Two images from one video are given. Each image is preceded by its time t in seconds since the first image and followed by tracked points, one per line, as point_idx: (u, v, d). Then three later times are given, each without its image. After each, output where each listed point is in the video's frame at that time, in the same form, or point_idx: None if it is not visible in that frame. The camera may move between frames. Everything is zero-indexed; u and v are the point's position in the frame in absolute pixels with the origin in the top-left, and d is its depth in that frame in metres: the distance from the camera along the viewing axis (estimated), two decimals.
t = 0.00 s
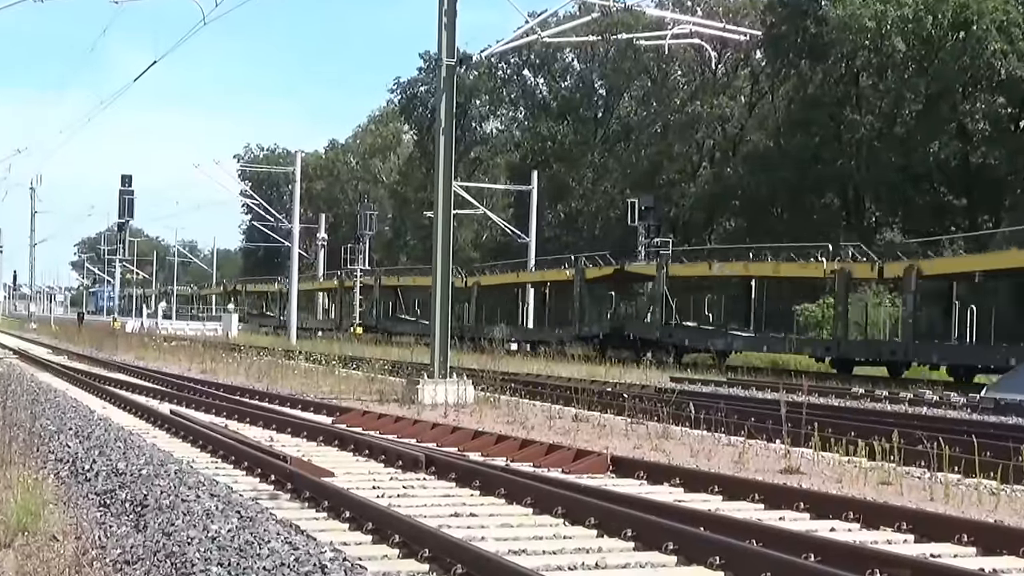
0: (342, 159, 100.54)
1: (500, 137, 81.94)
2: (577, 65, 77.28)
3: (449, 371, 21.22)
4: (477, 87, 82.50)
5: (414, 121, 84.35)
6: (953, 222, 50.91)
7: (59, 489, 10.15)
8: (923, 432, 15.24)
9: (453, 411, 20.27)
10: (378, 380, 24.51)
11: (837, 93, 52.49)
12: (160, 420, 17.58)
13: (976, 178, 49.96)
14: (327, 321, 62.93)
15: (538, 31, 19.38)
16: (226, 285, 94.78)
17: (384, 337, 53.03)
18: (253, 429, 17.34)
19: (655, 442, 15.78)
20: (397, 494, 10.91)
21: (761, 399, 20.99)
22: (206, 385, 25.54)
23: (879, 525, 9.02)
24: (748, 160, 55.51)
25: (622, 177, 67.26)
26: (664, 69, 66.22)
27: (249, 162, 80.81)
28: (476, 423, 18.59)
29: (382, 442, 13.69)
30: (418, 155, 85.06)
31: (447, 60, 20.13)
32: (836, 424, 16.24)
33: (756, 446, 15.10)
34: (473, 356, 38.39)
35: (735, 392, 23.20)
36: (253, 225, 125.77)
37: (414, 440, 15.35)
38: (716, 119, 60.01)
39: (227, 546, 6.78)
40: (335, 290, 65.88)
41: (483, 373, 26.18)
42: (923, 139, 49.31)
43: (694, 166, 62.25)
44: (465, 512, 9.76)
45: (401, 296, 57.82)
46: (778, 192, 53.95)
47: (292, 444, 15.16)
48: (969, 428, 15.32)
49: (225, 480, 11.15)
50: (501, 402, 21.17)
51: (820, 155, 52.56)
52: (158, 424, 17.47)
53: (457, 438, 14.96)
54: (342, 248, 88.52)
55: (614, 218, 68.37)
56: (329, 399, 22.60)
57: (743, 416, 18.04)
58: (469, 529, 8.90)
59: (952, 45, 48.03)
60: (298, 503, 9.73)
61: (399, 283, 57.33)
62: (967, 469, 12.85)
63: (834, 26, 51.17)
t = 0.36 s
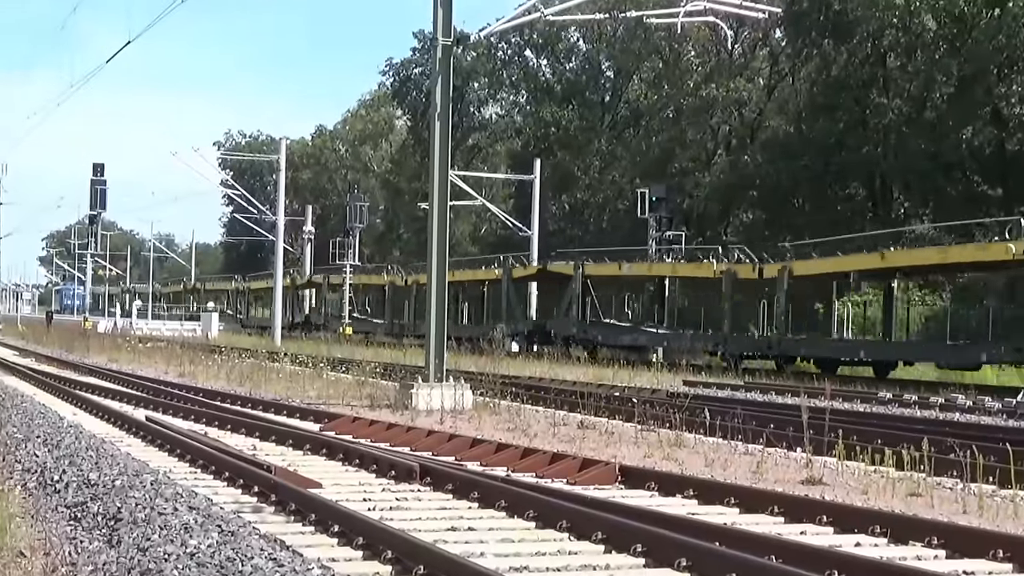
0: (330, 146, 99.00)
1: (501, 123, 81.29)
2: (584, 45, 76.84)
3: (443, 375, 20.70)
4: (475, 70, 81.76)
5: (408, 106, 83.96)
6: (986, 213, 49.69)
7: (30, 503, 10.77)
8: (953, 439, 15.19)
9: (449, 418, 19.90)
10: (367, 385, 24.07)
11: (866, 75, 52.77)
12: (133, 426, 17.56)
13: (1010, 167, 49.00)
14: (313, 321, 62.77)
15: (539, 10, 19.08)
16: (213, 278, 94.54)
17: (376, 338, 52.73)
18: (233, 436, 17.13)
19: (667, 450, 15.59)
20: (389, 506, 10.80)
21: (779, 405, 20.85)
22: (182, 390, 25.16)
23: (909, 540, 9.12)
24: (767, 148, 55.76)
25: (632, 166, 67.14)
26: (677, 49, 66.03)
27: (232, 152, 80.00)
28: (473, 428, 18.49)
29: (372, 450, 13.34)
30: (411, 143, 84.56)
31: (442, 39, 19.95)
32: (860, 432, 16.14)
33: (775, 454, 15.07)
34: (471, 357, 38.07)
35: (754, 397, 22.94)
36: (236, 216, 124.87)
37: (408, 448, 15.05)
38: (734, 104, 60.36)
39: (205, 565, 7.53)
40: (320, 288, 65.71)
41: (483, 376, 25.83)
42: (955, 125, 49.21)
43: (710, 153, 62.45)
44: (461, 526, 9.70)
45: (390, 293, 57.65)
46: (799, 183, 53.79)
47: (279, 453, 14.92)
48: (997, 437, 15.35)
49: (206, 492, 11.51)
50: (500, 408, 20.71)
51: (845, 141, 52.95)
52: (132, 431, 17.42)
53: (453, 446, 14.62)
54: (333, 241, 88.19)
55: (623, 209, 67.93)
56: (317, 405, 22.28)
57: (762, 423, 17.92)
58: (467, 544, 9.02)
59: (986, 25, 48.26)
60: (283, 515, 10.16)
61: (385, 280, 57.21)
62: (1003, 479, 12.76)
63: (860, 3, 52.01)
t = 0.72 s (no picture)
0: (319, 131, 99.23)
1: (501, 106, 79.65)
2: (589, 24, 75.29)
3: (438, 376, 20.38)
4: (473, 50, 80.38)
5: (405, 89, 83.26)
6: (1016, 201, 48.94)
7: (6, 508, 10.68)
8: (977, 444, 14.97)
9: (445, 419, 19.65)
10: (357, 385, 23.80)
11: (893, 56, 52.44)
12: (113, 429, 17.31)
13: None
14: (305, 316, 62.44)
15: None
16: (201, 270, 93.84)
17: (368, 334, 52.45)
18: (217, 438, 16.89)
19: (676, 454, 15.33)
20: (383, 512, 10.53)
21: (793, 405, 20.66)
22: (164, 390, 24.82)
23: (933, 549, 8.99)
24: (784, 134, 57.25)
25: (639, 157, 66.95)
26: (687, 31, 65.78)
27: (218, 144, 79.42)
28: (473, 429, 18.27)
29: (364, 454, 13.09)
30: (408, 129, 84.23)
31: (438, 19, 19.73)
32: (879, 434, 15.89)
33: (793, 458, 14.89)
34: (467, 356, 37.65)
35: (768, 398, 22.67)
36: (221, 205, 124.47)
37: (403, 451, 14.79)
38: (748, 85, 59.83)
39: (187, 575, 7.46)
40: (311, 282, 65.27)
41: (480, 376, 25.50)
42: (983, 109, 48.72)
43: (721, 139, 62.58)
44: (459, 534, 9.42)
45: (384, 287, 57.29)
46: (817, 172, 54.44)
47: (267, 456, 14.67)
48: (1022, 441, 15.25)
49: (191, 497, 11.28)
50: (499, 409, 20.48)
51: (865, 127, 52.87)
52: (111, 434, 17.19)
53: (451, 449, 14.36)
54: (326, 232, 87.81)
55: (630, 198, 67.31)
56: (307, 406, 22.02)
57: (777, 424, 17.72)
58: (465, 552, 8.76)
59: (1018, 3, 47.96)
60: (271, 521, 9.98)
61: (379, 273, 56.89)
62: None
63: None
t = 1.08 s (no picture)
0: (319, 130, 99.25)
1: (502, 106, 79.75)
2: (589, 23, 75.30)
3: (438, 375, 20.37)
4: (473, 49, 80.30)
5: (405, 89, 83.21)
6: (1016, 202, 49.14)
7: (5, 507, 10.67)
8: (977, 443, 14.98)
9: (446, 419, 19.64)
10: (357, 385, 23.81)
11: (891, 56, 52.37)
12: (113, 428, 17.28)
13: None
14: (305, 315, 62.46)
15: None
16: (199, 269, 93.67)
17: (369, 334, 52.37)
18: (217, 437, 16.88)
19: (676, 454, 15.32)
20: (382, 512, 10.52)
21: (793, 405, 20.67)
22: (165, 389, 24.78)
23: (933, 549, 8.98)
24: (784, 134, 57.18)
25: (639, 156, 66.95)
26: (687, 31, 65.71)
27: (217, 142, 79.28)
28: (473, 429, 18.26)
29: (364, 453, 13.08)
30: (408, 128, 84.28)
31: (439, 18, 19.72)
32: (879, 434, 15.88)
33: (792, 458, 14.88)
34: (467, 356, 37.52)
35: (768, 398, 22.66)
36: (221, 204, 124.42)
37: (403, 451, 14.78)
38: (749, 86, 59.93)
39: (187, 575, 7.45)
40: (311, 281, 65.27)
41: (480, 376, 25.45)
42: (983, 110, 48.76)
43: (721, 138, 62.65)
44: (458, 533, 9.43)
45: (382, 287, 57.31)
46: (817, 172, 54.42)
47: (266, 455, 14.66)
48: (1022, 441, 15.25)
49: (190, 496, 11.27)
50: (499, 409, 20.45)
51: (866, 127, 52.97)
52: (110, 433, 17.18)
53: (451, 448, 14.36)
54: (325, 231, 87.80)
55: (630, 198, 67.08)
56: (307, 405, 22.01)
57: (775, 423, 17.70)
58: (465, 552, 8.77)
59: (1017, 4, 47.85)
60: (270, 520, 9.97)
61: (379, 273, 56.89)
62: None
63: None
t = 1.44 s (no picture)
0: (319, 130, 99.23)
1: (502, 106, 79.84)
2: (589, 23, 75.17)
3: (436, 375, 20.37)
4: (473, 49, 80.21)
5: (405, 88, 83.13)
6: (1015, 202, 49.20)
7: (5, 507, 10.65)
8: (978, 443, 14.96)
9: (446, 418, 19.63)
10: (357, 384, 23.81)
11: (891, 56, 52.42)
12: (113, 428, 17.23)
13: None
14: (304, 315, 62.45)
15: None
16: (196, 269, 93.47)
17: (368, 334, 52.36)
18: (217, 436, 16.87)
19: (675, 454, 15.31)
20: (381, 512, 10.51)
21: (793, 405, 20.68)
22: (164, 389, 24.76)
23: (933, 549, 8.98)
24: (784, 134, 57.15)
25: (638, 156, 66.93)
26: (687, 31, 65.71)
27: (217, 142, 79.24)
28: (473, 429, 18.26)
29: (364, 453, 13.08)
30: (408, 128, 84.20)
31: (439, 19, 19.71)
32: (879, 434, 15.88)
33: (791, 458, 14.89)
34: (468, 355, 37.53)
35: (769, 397, 22.65)
36: (220, 204, 124.42)
37: (404, 451, 14.78)
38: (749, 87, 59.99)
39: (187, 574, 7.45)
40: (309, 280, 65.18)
41: (480, 376, 25.44)
42: (982, 110, 48.71)
43: (721, 139, 62.70)
44: (459, 533, 9.43)
45: (380, 287, 57.37)
46: (817, 172, 54.47)
47: (266, 455, 14.65)
48: (1022, 441, 15.26)
49: (190, 496, 11.27)
50: (499, 409, 20.44)
51: (865, 127, 52.96)
52: (110, 433, 17.17)
53: (451, 448, 14.37)
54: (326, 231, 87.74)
55: (630, 198, 67.06)
56: (307, 404, 22.00)
57: (776, 423, 17.70)
58: (465, 552, 8.76)
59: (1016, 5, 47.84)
60: (270, 520, 9.96)
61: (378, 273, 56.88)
62: None
63: None
